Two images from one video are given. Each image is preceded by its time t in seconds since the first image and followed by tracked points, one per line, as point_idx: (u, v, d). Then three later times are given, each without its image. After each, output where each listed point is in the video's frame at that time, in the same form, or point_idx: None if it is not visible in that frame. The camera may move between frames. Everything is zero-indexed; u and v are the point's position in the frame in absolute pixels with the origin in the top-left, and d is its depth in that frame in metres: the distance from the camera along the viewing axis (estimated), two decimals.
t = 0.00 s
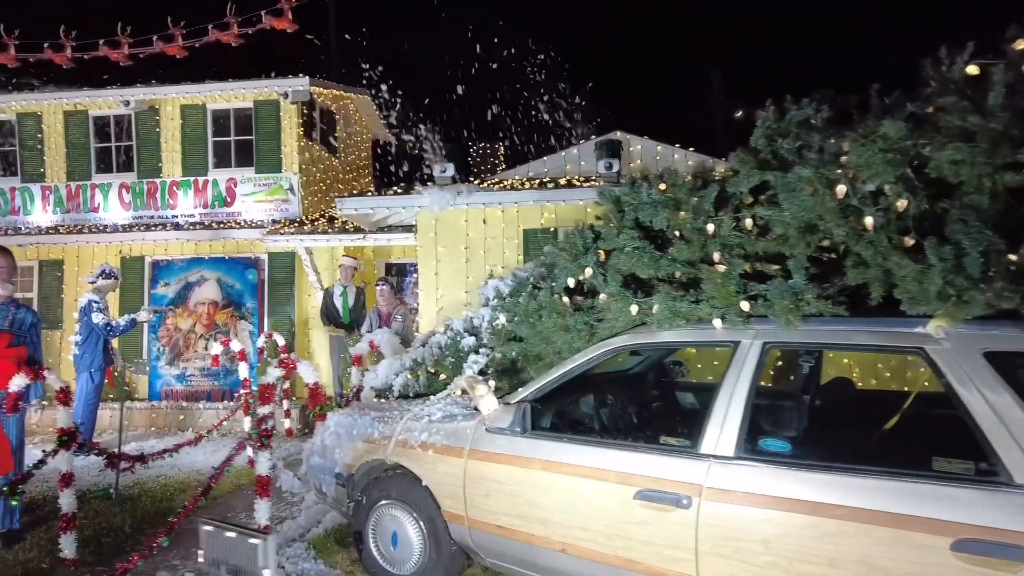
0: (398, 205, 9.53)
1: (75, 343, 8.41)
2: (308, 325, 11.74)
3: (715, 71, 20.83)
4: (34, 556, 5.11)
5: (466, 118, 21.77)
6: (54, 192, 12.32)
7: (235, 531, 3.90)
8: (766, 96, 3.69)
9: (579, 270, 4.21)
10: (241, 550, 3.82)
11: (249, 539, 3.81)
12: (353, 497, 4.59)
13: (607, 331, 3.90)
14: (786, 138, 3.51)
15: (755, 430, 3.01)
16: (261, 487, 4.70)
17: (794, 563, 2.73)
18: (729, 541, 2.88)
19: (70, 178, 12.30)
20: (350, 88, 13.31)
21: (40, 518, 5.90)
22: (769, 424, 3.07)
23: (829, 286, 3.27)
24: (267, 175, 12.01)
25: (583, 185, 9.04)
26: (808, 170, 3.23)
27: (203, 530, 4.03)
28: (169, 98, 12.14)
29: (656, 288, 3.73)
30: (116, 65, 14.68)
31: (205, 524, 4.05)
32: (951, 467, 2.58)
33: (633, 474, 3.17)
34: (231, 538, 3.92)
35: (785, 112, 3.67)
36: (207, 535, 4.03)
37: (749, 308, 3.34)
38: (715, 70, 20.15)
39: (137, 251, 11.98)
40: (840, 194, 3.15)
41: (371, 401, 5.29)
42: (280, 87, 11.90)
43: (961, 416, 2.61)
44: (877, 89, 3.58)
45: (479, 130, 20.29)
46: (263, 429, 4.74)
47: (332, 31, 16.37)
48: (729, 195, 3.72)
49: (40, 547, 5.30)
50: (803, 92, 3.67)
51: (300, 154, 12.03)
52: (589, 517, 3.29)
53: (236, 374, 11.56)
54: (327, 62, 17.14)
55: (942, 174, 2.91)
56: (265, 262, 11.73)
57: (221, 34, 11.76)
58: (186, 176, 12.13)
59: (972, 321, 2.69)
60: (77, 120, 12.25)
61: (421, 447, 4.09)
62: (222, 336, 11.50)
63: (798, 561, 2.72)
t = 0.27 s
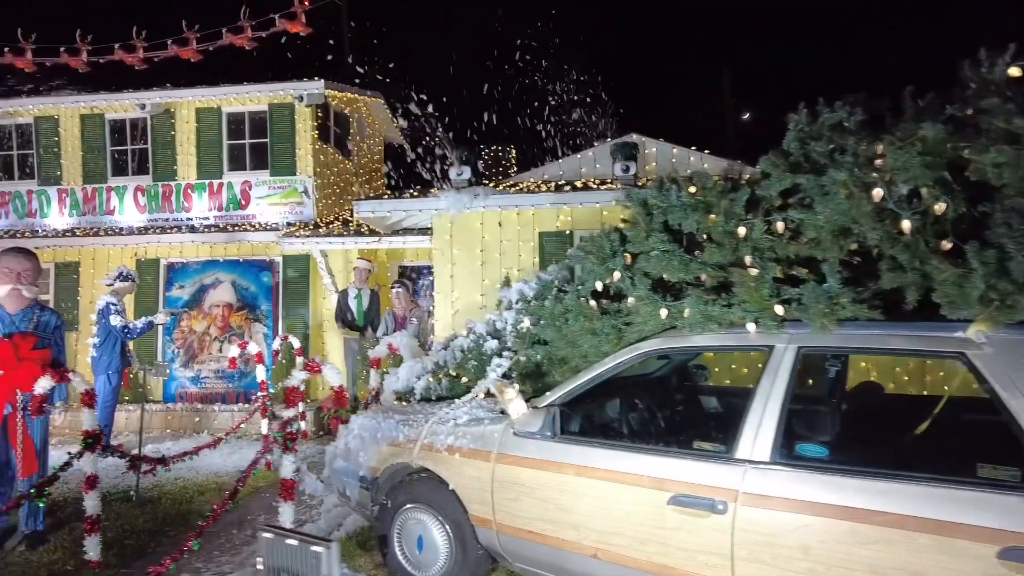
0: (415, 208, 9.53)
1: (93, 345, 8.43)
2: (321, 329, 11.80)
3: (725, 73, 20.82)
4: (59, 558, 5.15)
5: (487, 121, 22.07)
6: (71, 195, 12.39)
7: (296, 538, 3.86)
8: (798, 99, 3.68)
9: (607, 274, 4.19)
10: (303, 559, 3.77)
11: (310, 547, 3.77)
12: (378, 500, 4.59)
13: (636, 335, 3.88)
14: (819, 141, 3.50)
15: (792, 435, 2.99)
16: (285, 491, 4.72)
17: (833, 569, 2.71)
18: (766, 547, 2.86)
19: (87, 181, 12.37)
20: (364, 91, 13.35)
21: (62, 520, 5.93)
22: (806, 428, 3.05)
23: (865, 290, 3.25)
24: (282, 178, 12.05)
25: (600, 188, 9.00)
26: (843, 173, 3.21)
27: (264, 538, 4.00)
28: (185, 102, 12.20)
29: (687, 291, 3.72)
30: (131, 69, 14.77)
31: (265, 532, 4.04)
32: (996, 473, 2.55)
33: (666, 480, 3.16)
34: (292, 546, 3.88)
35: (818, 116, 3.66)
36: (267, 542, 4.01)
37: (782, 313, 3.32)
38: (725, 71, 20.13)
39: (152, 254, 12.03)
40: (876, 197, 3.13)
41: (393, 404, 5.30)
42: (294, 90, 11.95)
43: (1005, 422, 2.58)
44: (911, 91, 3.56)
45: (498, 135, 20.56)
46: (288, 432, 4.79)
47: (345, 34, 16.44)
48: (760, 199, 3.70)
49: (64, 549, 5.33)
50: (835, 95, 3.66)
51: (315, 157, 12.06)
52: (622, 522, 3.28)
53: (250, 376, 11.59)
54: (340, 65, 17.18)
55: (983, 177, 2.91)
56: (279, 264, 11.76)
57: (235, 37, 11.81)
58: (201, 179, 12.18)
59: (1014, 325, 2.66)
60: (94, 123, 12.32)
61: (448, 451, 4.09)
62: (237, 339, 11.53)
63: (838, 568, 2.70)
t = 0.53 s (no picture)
0: (426, 210, 9.53)
1: (105, 346, 8.42)
2: (331, 330, 11.77)
3: (732, 75, 20.81)
4: (77, 560, 5.20)
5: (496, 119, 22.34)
6: (81, 196, 12.44)
7: (346, 544, 3.87)
8: (821, 104, 3.69)
9: (627, 277, 4.18)
10: (354, 564, 3.77)
11: (361, 553, 3.76)
12: (396, 503, 4.60)
13: (657, 339, 3.89)
14: (843, 145, 3.50)
15: (818, 439, 2.98)
16: (302, 494, 4.74)
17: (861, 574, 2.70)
18: (793, 552, 2.85)
19: (97, 183, 12.42)
20: (373, 93, 13.38)
21: (78, 522, 5.96)
22: (832, 432, 3.04)
23: (889, 293, 3.25)
24: (292, 180, 12.07)
25: (612, 190, 8.98)
26: (868, 178, 3.22)
27: (312, 543, 4.02)
28: (194, 104, 12.23)
29: (709, 295, 3.72)
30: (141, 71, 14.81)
31: (314, 538, 4.05)
32: None
33: (691, 484, 3.16)
34: (342, 551, 3.88)
35: (841, 120, 3.67)
36: (315, 549, 4.02)
37: (806, 316, 3.32)
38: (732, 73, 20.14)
39: (162, 255, 12.06)
40: (902, 202, 3.14)
41: (408, 407, 5.31)
42: (304, 92, 11.97)
43: None
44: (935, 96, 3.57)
45: (509, 137, 20.85)
46: (306, 435, 4.80)
47: (354, 37, 16.49)
48: (782, 202, 3.71)
49: (82, 551, 5.36)
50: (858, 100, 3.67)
51: (324, 160, 12.08)
52: (646, 525, 3.28)
53: (260, 378, 11.61)
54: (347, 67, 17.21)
55: (1012, 181, 2.90)
56: (289, 266, 11.78)
57: (244, 40, 11.85)
58: (210, 181, 12.20)
59: None
60: (104, 125, 12.37)
61: (467, 454, 4.10)
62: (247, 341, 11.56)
63: (866, 572, 2.69)
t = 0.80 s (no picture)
0: (434, 212, 9.52)
1: (114, 348, 8.40)
2: (338, 331, 11.78)
3: (737, 76, 20.80)
4: (92, 560, 5.24)
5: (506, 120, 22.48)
6: (89, 199, 12.49)
7: (387, 546, 4.07)
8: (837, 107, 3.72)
9: (642, 279, 4.19)
10: (396, 564, 3.99)
11: (403, 554, 3.99)
12: (410, 505, 4.64)
13: (672, 341, 3.91)
14: (859, 149, 3.53)
15: (836, 440, 3.00)
16: (318, 495, 4.77)
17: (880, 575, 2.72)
18: (812, 552, 2.87)
19: (104, 185, 12.46)
20: (380, 95, 13.40)
21: (91, 524, 5.99)
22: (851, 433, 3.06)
23: (906, 295, 3.27)
24: (299, 182, 12.09)
25: (620, 192, 8.99)
26: (887, 181, 3.26)
27: (353, 544, 4.22)
28: (202, 106, 12.27)
29: (724, 297, 3.74)
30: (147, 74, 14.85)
31: (354, 539, 4.24)
32: None
33: (708, 485, 3.18)
34: (382, 553, 4.09)
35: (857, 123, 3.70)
36: (355, 549, 4.22)
37: (823, 318, 3.34)
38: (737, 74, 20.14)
39: (169, 258, 12.09)
40: (919, 205, 3.17)
41: (421, 409, 5.34)
42: (311, 94, 11.97)
43: None
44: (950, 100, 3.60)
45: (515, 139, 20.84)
46: (321, 436, 4.85)
47: (359, 38, 16.51)
48: (798, 205, 3.73)
49: (96, 553, 5.39)
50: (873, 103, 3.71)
51: (331, 162, 12.11)
52: (663, 526, 3.30)
53: (267, 379, 11.63)
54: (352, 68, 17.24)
55: None
56: (296, 268, 11.81)
57: (250, 42, 11.89)
58: (217, 183, 12.24)
59: None
60: (112, 128, 12.42)
61: (483, 455, 4.12)
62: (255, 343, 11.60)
63: (886, 573, 2.71)
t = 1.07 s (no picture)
0: (442, 213, 9.51)
1: (122, 349, 8.35)
2: (344, 332, 11.80)
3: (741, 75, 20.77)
4: (103, 562, 5.25)
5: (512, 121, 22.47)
6: (95, 201, 12.52)
7: (419, 546, 3.94)
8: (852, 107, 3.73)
9: (655, 280, 4.18)
10: (429, 564, 3.84)
11: (435, 554, 3.84)
12: (422, 505, 4.63)
13: (686, 341, 3.90)
14: (874, 148, 3.52)
15: (853, 441, 2.99)
16: (330, 496, 4.78)
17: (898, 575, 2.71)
18: (829, 553, 2.86)
19: (111, 187, 12.49)
20: (385, 97, 13.41)
21: (101, 526, 6.01)
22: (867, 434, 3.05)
23: (921, 295, 3.26)
24: (305, 184, 12.09)
25: (627, 193, 8.98)
26: (903, 180, 3.28)
27: (384, 543, 4.08)
28: (207, 108, 12.29)
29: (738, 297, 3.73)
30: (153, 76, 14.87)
31: (385, 539, 4.10)
32: None
33: (725, 486, 3.17)
34: (414, 553, 3.96)
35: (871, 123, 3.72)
36: (387, 549, 4.08)
37: (838, 319, 3.33)
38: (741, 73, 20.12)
39: (175, 259, 12.10)
40: (936, 205, 3.17)
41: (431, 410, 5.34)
42: (318, 96, 11.97)
43: None
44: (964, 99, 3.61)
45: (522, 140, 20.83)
46: (333, 437, 4.87)
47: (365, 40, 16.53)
48: (811, 205, 3.73)
49: (107, 554, 5.40)
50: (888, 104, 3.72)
51: (337, 164, 12.12)
52: (679, 527, 3.29)
53: (273, 381, 11.63)
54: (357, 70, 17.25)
55: None
56: (302, 270, 11.81)
57: (256, 44, 11.91)
58: (223, 185, 12.25)
59: None
60: (118, 130, 12.44)
61: (496, 456, 4.13)
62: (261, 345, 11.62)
63: (904, 573, 2.70)
